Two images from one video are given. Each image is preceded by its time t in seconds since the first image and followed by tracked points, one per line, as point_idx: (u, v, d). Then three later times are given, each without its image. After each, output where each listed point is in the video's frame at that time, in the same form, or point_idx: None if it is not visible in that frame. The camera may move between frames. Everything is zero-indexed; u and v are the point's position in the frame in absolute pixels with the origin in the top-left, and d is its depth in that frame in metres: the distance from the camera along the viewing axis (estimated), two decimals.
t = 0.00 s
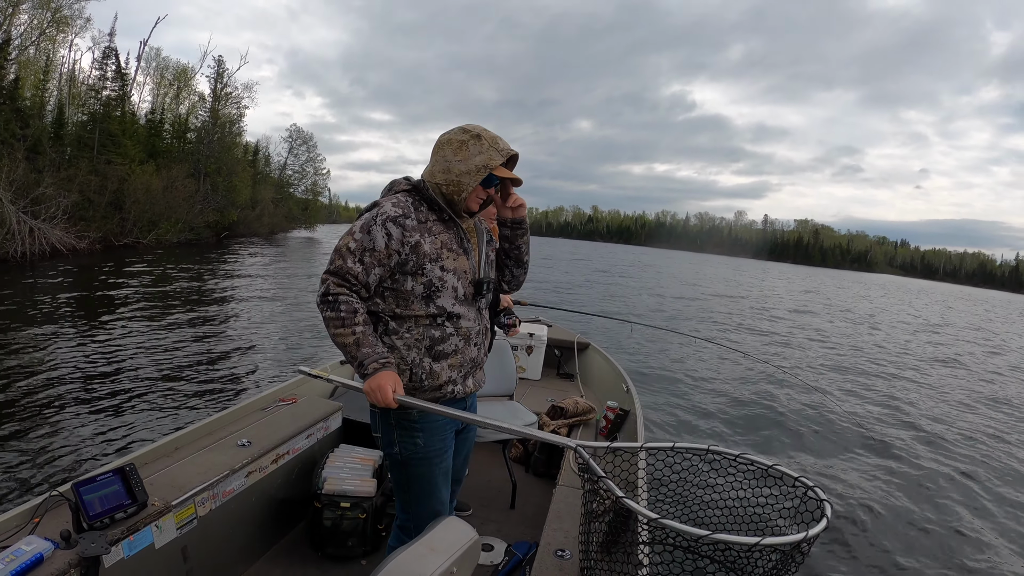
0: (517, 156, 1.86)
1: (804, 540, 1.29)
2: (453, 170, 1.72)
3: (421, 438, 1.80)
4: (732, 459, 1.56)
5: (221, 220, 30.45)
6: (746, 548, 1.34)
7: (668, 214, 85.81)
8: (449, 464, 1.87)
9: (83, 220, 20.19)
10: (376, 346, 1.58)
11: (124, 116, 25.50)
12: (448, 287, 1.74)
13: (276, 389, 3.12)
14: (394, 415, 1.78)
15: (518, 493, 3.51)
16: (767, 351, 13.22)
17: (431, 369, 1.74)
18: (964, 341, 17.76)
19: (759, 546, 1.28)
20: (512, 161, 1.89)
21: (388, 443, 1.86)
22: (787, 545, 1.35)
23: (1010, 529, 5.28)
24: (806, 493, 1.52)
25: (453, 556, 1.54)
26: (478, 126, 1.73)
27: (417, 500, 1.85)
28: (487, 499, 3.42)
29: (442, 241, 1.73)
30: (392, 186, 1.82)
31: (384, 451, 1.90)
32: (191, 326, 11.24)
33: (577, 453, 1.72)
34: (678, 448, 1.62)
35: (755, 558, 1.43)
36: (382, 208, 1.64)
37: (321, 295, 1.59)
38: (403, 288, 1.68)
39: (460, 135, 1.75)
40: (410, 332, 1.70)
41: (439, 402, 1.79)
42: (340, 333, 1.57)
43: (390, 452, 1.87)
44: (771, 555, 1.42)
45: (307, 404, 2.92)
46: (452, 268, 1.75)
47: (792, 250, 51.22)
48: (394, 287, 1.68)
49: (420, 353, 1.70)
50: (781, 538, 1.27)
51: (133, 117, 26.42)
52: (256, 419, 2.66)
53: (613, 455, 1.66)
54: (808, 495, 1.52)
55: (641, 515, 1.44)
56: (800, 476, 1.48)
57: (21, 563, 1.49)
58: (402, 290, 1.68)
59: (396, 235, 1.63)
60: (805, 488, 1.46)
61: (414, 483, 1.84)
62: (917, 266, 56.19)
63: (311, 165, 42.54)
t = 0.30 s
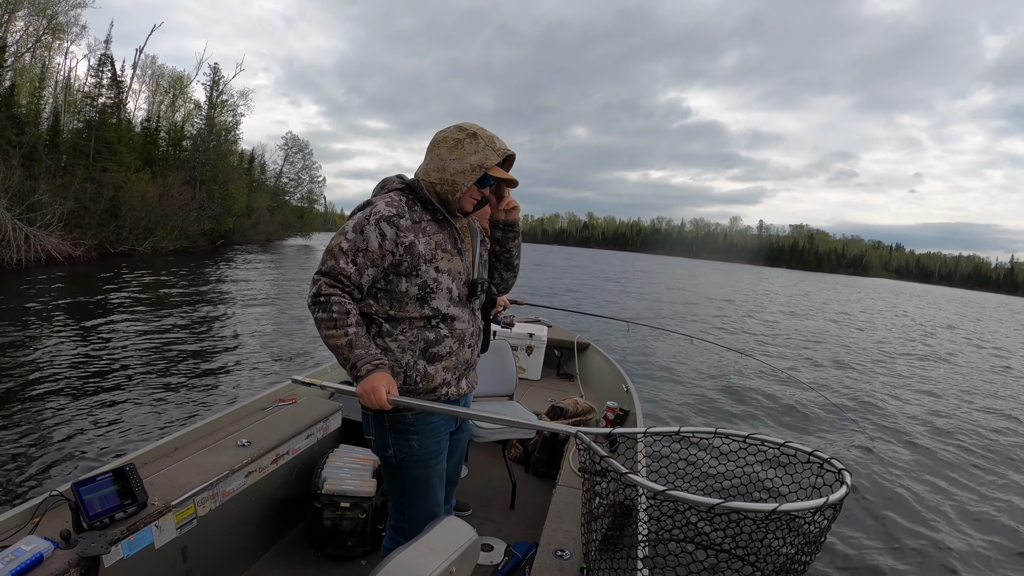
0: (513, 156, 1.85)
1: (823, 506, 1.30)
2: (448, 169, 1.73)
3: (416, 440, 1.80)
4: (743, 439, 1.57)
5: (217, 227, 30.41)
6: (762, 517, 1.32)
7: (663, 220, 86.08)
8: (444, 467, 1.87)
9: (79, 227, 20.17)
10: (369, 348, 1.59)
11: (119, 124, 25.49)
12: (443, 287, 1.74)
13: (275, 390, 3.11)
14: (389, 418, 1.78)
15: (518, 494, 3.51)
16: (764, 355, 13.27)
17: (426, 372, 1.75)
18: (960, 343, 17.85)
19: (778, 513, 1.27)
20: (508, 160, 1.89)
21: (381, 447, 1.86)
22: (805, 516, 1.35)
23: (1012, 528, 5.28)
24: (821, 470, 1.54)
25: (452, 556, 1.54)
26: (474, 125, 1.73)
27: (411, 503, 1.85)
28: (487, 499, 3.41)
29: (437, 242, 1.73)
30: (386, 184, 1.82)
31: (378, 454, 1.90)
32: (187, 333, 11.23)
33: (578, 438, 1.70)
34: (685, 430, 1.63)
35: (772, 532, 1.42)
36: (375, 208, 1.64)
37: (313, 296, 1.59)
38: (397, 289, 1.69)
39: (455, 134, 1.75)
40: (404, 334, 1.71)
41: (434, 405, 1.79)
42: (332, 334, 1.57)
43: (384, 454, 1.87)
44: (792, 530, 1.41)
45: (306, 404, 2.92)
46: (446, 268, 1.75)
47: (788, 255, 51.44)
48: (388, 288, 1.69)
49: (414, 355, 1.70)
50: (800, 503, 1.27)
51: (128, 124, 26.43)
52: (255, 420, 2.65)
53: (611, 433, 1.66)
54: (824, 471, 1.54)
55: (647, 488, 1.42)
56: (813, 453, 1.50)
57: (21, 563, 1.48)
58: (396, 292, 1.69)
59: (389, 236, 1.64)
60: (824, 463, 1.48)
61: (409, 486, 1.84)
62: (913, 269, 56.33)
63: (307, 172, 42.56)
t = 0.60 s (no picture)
0: (500, 156, 1.87)
1: (812, 457, 1.32)
2: (433, 170, 1.74)
3: (406, 441, 1.82)
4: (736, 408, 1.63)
5: (215, 246, 30.47)
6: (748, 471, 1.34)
7: (660, 228, 86.38)
8: (436, 467, 1.89)
9: (76, 248, 20.22)
10: (355, 347, 1.61)
11: (115, 145, 25.60)
12: (428, 289, 1.77)
13: (277, 392, 3.13)
14: (379, 419, 1.81)
15: (519, 495, 3.52)
16: (764, 358, 13.29)
17: (413, 373, 1.76)
18: (960, 340, 17.88)
19: (763, 465, 1.28)
20: (495, 161, 1.90)
21: (372, 449, 1.88)
22: (793, 471, 1.37)
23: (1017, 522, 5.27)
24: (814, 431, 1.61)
25: (451, 557, 1.56)
26: (459, 125, 1.74)
27: (403, 505, 1.87)
28: (488, 501, 3.42)
29: (422, 243, 1.76)
30: (373, 186, 1.84)
31: (370, 455, 1.91)
32: (186, 351, 11.26)
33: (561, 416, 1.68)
34: (673, 402, 1.66)
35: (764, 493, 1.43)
36: (360, 210, 1.66)
37: (299, 298, 1.62)
38: (382, 292, 1.72)
39: (441, 135, 1.76)
40: (390, 336, 1.73)
41: (422, 409, 1.81)
42: (318, 335, 1.60)
43: (376, 456, 1.89)
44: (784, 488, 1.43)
45: (307, 406, 2.94)
46: (432, 270, 1.78)
47: (785, 259, 51.59)
48: (373, 290, 1.72)
49: (400, 358, 1.72)
50: (786, 454, 1.28)
51: (124, 146, 26.54)
52: (254, 422, 2.67)
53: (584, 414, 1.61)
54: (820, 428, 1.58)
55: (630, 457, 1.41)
56: (809, 413, 1.56)
57: (23, 565, 1.51)
58: (381, 295, 1.72)
59: (374, 238, 1.66)
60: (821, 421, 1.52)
61: (401, 487, 1.86)
62: (911, 269, 56.37)
63: (304, 189, 42.71)
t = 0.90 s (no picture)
0: (506, 160, 1.87)
1: (813, 462, 1.32)
2: (440, 173, 1.74)
3: (406, 442, 1.82)
4: (734, 410, 1.63)
5: (212, 243, 30.39)
6: (744, 478, 1.33)
7: (657, 227, 86.44)
8: (436, 468, 1.88)
9: (73, 245, 20.16)
10: (354, 348, 1.60)
11: (112, 141, 25.50)
12: (429, 290, 1.76)
13: (278, 391, 3.13)
14: (377, 419, 1.80)
15: (519, 495, 3.52)
16: (762, 358, 13.32)
17: (414, 374, 1.76)
18: (956, 341, 17.96)
19: (760, 470, 1.27)
20: (502, 164, 1.91)
21: (371, 450, 1.87)
22: (793, 477, 1.37)
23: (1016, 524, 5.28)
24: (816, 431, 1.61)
25: (451, 557, 1.56)
26: (468, 129, 1.74)
27: (401, 505, 1.87)
28: (487, 501, 3.42)
29: (425, 244, 1.76)
30: (376, 185, 1.84)
31: (368, 455, 1.91)
32: (184, 349, 11.19)
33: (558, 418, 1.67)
34: (672, 404, 1.66)
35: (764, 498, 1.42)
36: (363, 210, 1.66)
37: (300, 297, 1.62)
38: (383, 292, 1.71)
39: (449, 137, 1.76)
40: (391, 337, 1.73)
41: (421, 411, 1.81)
42: (318, 334, 1.60)
43: (375, 456, 1.88)
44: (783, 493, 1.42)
45: (307, 406, 2.94)
46: (434, 271, 1.77)
47: (783, 259, 51.70)
48: (374, 290, 1.71)
49: (399, 361, 1.72)
50: (783, 459, 1.28)
51: (122, 142, 26.44)
52: (255, 422, 2.67)
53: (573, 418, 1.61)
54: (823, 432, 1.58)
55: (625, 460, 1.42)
56: (811, 417, 1.56)
57: (23, 566, 1.51)
58: (383, 295, 1.71)
59: (376, 238, 1.66)
60: (825, 425, 1.52)
61: (400, 488, 1.85)
62: (908, 269, 56.49)
63: (301, 187, 42.62)
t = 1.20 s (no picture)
0: (527, 167, 1.85)
1: (845, 485, 1.29)
2: (463, 176, 1.71)
3: (415, 444, 1.79)
4: (760, 421, 1.58)
5: (207, 223, 30.16)
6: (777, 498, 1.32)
7: (654, 220, 86.39)
8: (443, 469, 1.86)
9: (67, 222, 19.96)
10: (371, 348, 1.57)
11: (108, 117, 25.19)
12: (446, 292, 1.73)
13: (278, 389, 3.09)
14: (386, 419, 1.77)
15: (519, 494, 3.51)
16: (757, 355, 13.37)
17: (426, 375, 1.73)
18: (947, 344, 18.11)
19: (793, 494, 1.26)
20: (521, 170, 1.88)
21: (378, 450, 1.84)
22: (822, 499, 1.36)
23: (1007, 530, 5.33)
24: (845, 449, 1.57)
25: (452, 557, 1.54)
26: (493, 132, 1.71)
27: (407, 507, 1.84)
28: (487, 500, 3.40)
29: (443, 246, 1.71)
30: (394, 182, 1.79)
31: (375, 455, 1.88)
32: (177, 330, 11.10)
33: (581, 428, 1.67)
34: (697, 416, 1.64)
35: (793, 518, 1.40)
36: (383, 208, 1.61)
37: (315, 294, 1.57)
38: (400, 293, 1.67)
39: (473, 140, 1.73)
40: (405, 337, 1.69)
41: (431, 413, 1.79)
42: (334, 333, 1.55)
43: (381, 456, 1.86)
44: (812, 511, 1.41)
45: (308, 405, 2.90)
46: (451, 273, 1.74)
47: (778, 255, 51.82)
48: (391, 290, 1.67)
49: (411, 363, 1.69)
50: (818, 483, 1.26)
51: (118, 118, 26.12)
52: (255, 421, 2.63)
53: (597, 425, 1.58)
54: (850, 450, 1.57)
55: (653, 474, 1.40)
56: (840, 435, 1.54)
57: (22, 565, 1.47)
58: (399, 295, 1.67)
59: (396, 238, 1.61)
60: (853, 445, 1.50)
61: (406, 488, 1.83)
62: (901, 269, 56.80)
63: (297, 168, 42.27)
